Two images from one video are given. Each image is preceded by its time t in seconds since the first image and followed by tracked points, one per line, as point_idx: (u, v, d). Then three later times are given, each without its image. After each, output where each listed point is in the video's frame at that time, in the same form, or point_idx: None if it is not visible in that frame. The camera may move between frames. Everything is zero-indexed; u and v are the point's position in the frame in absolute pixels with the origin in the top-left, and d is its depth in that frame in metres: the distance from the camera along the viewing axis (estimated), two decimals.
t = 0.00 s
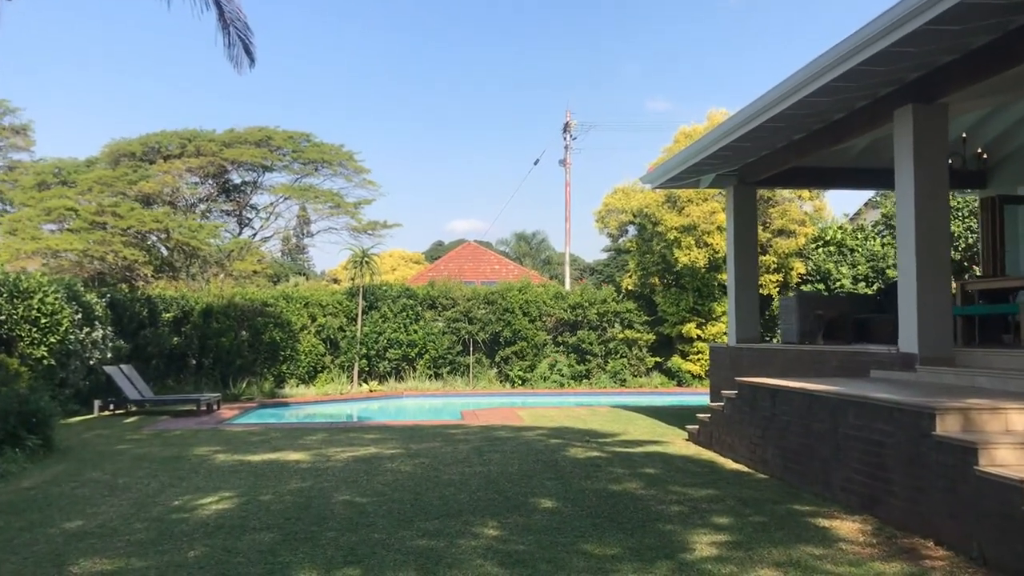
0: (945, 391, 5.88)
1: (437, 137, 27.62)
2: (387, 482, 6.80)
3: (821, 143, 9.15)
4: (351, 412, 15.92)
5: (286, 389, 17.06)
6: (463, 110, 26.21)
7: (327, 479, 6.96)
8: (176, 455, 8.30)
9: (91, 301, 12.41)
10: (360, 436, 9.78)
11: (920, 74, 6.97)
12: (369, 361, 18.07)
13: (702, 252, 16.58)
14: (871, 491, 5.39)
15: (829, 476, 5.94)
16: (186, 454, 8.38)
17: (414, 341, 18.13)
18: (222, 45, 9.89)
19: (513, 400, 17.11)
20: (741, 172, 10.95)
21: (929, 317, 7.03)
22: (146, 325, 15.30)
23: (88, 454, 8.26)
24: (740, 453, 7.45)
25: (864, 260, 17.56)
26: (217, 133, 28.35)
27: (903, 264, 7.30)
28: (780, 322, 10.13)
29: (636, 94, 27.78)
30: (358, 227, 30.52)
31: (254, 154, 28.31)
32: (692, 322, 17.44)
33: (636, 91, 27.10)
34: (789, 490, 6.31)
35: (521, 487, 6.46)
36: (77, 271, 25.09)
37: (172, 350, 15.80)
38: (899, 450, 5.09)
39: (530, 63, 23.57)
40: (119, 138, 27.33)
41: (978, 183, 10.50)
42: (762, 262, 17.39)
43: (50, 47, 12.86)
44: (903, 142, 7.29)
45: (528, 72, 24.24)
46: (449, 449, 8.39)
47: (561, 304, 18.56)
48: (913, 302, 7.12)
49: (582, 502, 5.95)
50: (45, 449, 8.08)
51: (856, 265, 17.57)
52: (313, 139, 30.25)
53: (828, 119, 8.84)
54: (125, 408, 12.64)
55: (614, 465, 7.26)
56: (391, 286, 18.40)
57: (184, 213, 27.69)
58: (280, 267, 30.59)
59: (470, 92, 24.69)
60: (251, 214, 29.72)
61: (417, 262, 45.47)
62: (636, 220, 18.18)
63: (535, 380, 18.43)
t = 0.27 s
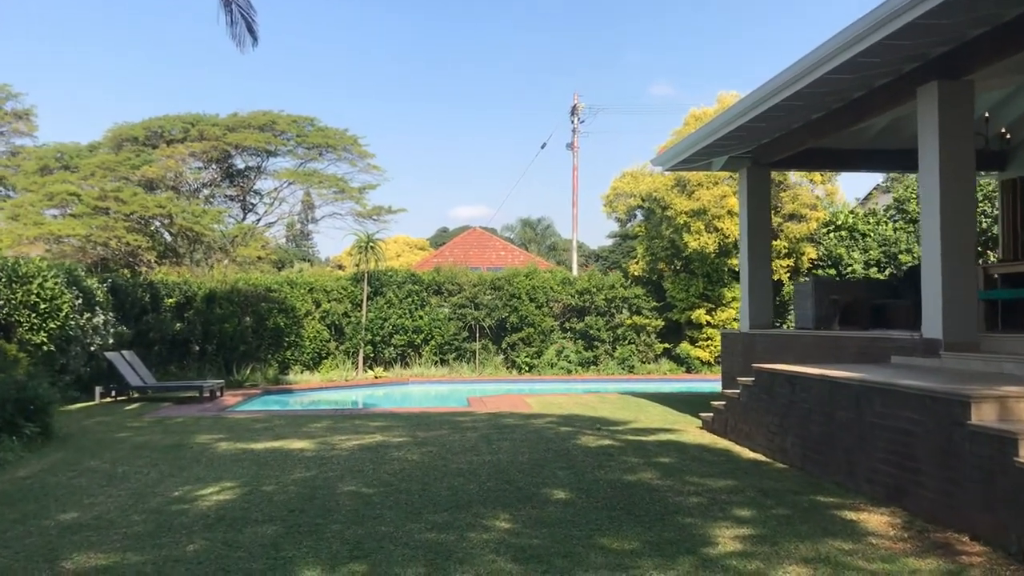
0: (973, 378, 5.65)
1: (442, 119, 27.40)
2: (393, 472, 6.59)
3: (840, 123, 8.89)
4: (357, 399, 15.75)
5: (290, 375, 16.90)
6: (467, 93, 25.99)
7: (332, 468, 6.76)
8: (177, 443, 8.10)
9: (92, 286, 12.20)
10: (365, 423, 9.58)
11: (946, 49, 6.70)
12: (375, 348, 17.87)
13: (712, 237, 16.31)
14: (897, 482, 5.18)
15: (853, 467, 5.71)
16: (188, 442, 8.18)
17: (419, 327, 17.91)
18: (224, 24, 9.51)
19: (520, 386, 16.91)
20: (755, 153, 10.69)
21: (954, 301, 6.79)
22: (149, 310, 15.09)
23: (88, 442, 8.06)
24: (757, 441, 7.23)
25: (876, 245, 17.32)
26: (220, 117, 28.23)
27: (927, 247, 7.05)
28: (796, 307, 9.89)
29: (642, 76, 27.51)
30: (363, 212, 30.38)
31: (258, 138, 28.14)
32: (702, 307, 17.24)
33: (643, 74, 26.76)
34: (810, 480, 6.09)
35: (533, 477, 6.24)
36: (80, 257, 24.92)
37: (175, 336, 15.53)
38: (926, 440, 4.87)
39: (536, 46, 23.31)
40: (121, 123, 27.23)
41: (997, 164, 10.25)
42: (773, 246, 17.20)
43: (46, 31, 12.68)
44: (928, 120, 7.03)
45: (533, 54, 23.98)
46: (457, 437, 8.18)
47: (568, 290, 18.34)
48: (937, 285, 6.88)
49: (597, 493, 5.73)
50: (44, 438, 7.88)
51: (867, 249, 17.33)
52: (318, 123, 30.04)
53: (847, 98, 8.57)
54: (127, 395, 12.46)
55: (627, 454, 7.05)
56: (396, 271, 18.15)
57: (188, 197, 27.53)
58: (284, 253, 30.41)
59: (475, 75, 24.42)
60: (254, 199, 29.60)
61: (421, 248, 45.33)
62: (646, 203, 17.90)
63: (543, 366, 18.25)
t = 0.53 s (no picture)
0: (1009, 375, 5.39)
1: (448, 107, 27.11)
2: (402, 470, 6.36)
3: (861, 108, 8.59)
4: (363, 391, 15.54)
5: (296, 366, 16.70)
6: (474, 81, 25.71)
7: (339, 466, 6.52)
8: (179, 438, 7.87)
9: (94, 276, 11.99)
10: (373, 417, 9.35)
11: (977, 30, 6.42)
12: (381, 338, 17.67)
13: (725, 227, 16.05)
14: (931, 484, 4.93)
15: (882, 467, 5.47)
16: (190, 437, 7.97)
17: (426, 318, 17.69)
18: (227, 7, 8.71)
19: (528, 378, 16.69)
20: (772, 141, 10.41)
21: (983, 294, 6.52)
22: (151, 301, 14.87)
23: (88, 437, 7.86)
24: (779, 438, 7.00)
25: (889, 234, 17.00)
26: (225, 105, 27.99)
27: (955, 237, 6.78)
28: (814, 298, 9.71)
29: (650, 64, 27.17)
30: (369, 200, 30.21)
31: (263, 127, 27.92)
32: (714, 298, 17.02)
33: (652, 61, 26.41)
34: (836, 480, 5.86)
35: (548, 476, 6.00)
36: (84, 246, 24.68)
37: (179, 327, 15.32)
38: (965, 441, 4.61)
39: (543, 33, 23.01)
40: (125, 111, 27.02)
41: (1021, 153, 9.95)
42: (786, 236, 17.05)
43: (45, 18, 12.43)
44: (956, 105, 6.75)
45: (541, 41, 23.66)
46: (468, 432, 7.95)
47: (577, 280, 18.10)
48: (966, 277, 6.61)
49: (615, 494, 5.49)
50: (43, 432, 7.67)
51: (881, 239, 17.05)
52: (323, 111, 29.80)
53: (870, 82, 8.27)
54: (131, 387, 12.25)
55: (644, 451, 6.81)
56: (403, 261, 17.92)
57: (192, 186, 27.31)
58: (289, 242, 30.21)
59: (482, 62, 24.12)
60: (260, 188, 29.43)
61: (427, 238, 45.13)
62: (656, 192, 17.69)
63: (552, 357, 18.02)
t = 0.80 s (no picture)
0: None
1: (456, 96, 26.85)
2: (415, 465, 6.15)
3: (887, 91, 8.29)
4: (371, 381, 15.38)
5: (304, 357, 16.51)
6: (483, 70, 25.47)
7: (350, 461, 6.32)
8: (186, 431, 7.67)
9: (99, 266, 11.81)
10: (384, 410, 9.15)
11: (1013, 9, 6.16)
12: (390, 329, 17.49)
13: (739, 215, 15.78)
14: (972, 482, 4.70)
15: (917, 463, 5.24)
16: (197, 430, 7.77)
17: (435, 308, 17.48)
18: None
19: (538, 369, 16.48)
20: (791, 127, 10.15)
21: (1018, 283, 6.27)
22: (158, 291, 14.68)
23: (93, 430, 7.67)
24: (804, 432, 6.77)
25: (906, 224, 16.79)
26: (232, 94, 27.77)
27: (988, 224, 6.53)
28: (835, 289, 9.47)
29: (661, 53, 26.85)
30: (377, 190, 30.02)
31: (270, 116, 27.72)
32: (727, 289, 16.77)
33: (661, 50, 26.01)
34: (866, 477, 5.63)
35: (567, 472, 5.77)
36: (90, 236, 24.69)
37: (186, 318, 15.13)
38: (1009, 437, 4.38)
39: (553, 21, 22.71)
40: (132, 100, 26.83)
41: None
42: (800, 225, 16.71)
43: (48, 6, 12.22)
44: (991, 88, 6.49)
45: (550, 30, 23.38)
46: (481, 426, 7.74)
47: (588, 270, 17.87)
48: (1000, 266, 6.36)
49: (638, 492, 5.27)
50: (46, 425, 7.49)
51: (897, 228, 16.80)
52: (331, 100, 29.59)
53: (897, 65, 7.99)
54: (137, 378, 12.07)
55: (665, 446, 6.58)
56: (411, 250, 17.73)
57: (199, 175, 27.18)
58: (297, 232, 30.03)
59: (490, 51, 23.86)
60: (267, 177, 29.26)
61: (434, 228, 44.92)
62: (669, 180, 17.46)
63: (562, 348, 17.80)
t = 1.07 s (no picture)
0: None
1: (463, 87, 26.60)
2: (427, 466, 5.92)
3: (910, 79, 7.99)
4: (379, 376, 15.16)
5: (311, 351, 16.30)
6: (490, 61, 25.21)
7: (359, 461, 6.09)
8: (190, 429, 7.46)
9: (102, 259, 11.61)
10: (392, 406, 8.93)
11: None
12: (398, 323, 17.29)
13: (752, 206, 15.54)
14: (1015, 487, 4.46)
15: (953, 465, 5.00)
16: (201, 428, 7.55)
17: (444, 302, 17.26)
18: None
19: (548, 363, 16.26)
20: (810, 116, 9.88)
21: None
22: (163, 284, 14.48)
23: (94, 427, 7.46)
24: (829, 431, 6.52)
25: (922, 214, 16.52)
26: (237, 85, 27.55)
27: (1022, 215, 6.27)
28: (857, 282, 9.22)
29: (670, 44, 26.55)
30: (384, 181, 29.83)
31: (276, 107, 27.49)
32: (739, 282, 16.54)
33: (671, 40, 25.67)
34: (898, 479, 5.39)
35: (585, 474, 5.54)
36: (95, 228, 24.56)
37: (191, 311, 14.92)
38: None
39: (561, 11, 22.43)
40: (136, 91, 26.63)
41: None
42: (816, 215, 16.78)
43: None
44: None
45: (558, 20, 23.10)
46: (493, 424, 7.51)
47: (598, 263, 17.63)
48: None
49: (661, 495, 5.03)
50: (46, 423, 7.28)
51: (914, 219, 16.53)
52: (337, 92, 29.36)
53: (923, 50, 7.71)
54: (141, 373, 11.87)
55: (686, 445, 6.34)
56: (419, 243, 17.49)
57: (204, 167, 27.00)
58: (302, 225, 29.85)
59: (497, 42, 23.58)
60: (273, 169, 29.08)
61: (440, 221, 44.71)
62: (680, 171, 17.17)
63: (572, 342, 17.57)
